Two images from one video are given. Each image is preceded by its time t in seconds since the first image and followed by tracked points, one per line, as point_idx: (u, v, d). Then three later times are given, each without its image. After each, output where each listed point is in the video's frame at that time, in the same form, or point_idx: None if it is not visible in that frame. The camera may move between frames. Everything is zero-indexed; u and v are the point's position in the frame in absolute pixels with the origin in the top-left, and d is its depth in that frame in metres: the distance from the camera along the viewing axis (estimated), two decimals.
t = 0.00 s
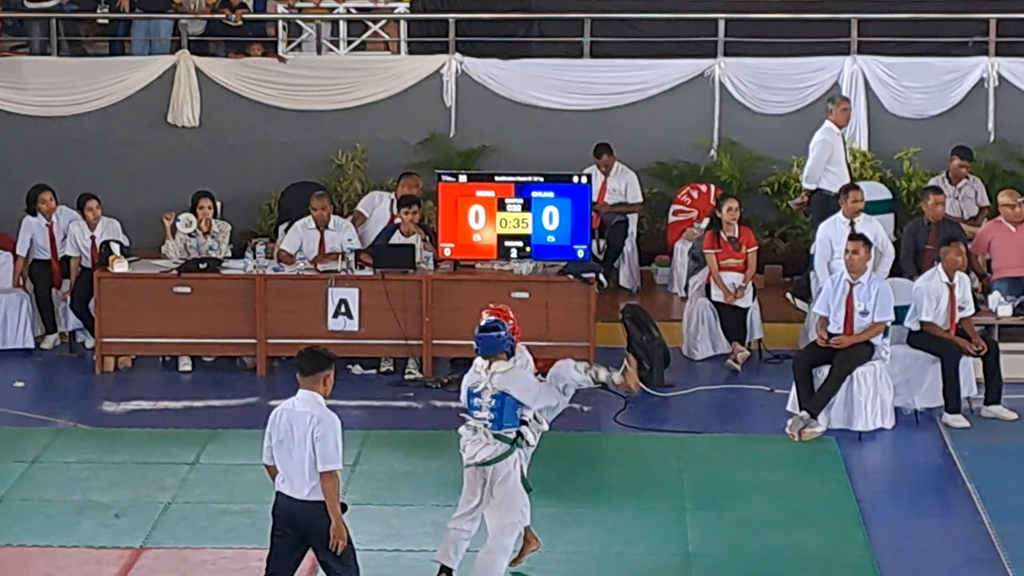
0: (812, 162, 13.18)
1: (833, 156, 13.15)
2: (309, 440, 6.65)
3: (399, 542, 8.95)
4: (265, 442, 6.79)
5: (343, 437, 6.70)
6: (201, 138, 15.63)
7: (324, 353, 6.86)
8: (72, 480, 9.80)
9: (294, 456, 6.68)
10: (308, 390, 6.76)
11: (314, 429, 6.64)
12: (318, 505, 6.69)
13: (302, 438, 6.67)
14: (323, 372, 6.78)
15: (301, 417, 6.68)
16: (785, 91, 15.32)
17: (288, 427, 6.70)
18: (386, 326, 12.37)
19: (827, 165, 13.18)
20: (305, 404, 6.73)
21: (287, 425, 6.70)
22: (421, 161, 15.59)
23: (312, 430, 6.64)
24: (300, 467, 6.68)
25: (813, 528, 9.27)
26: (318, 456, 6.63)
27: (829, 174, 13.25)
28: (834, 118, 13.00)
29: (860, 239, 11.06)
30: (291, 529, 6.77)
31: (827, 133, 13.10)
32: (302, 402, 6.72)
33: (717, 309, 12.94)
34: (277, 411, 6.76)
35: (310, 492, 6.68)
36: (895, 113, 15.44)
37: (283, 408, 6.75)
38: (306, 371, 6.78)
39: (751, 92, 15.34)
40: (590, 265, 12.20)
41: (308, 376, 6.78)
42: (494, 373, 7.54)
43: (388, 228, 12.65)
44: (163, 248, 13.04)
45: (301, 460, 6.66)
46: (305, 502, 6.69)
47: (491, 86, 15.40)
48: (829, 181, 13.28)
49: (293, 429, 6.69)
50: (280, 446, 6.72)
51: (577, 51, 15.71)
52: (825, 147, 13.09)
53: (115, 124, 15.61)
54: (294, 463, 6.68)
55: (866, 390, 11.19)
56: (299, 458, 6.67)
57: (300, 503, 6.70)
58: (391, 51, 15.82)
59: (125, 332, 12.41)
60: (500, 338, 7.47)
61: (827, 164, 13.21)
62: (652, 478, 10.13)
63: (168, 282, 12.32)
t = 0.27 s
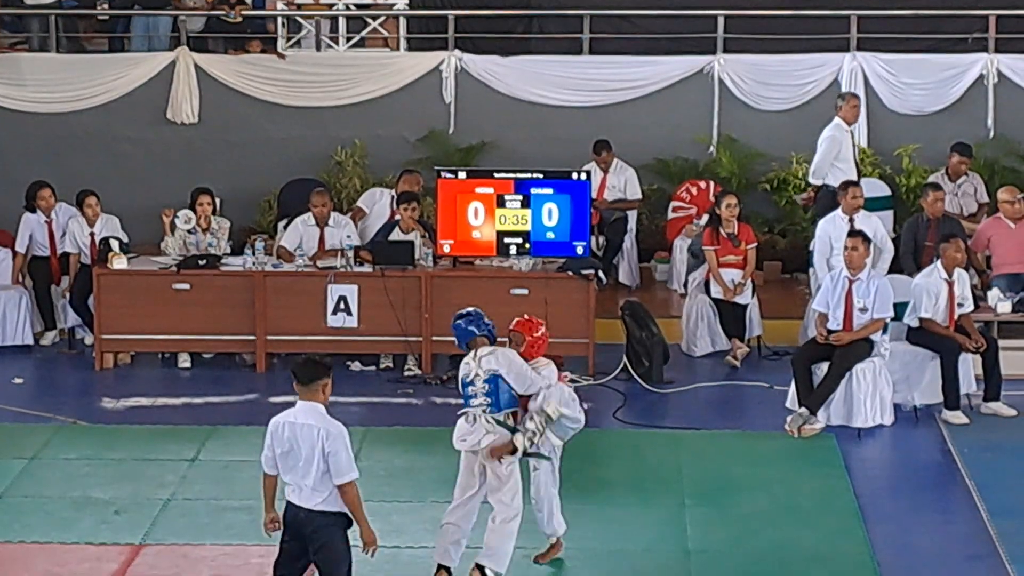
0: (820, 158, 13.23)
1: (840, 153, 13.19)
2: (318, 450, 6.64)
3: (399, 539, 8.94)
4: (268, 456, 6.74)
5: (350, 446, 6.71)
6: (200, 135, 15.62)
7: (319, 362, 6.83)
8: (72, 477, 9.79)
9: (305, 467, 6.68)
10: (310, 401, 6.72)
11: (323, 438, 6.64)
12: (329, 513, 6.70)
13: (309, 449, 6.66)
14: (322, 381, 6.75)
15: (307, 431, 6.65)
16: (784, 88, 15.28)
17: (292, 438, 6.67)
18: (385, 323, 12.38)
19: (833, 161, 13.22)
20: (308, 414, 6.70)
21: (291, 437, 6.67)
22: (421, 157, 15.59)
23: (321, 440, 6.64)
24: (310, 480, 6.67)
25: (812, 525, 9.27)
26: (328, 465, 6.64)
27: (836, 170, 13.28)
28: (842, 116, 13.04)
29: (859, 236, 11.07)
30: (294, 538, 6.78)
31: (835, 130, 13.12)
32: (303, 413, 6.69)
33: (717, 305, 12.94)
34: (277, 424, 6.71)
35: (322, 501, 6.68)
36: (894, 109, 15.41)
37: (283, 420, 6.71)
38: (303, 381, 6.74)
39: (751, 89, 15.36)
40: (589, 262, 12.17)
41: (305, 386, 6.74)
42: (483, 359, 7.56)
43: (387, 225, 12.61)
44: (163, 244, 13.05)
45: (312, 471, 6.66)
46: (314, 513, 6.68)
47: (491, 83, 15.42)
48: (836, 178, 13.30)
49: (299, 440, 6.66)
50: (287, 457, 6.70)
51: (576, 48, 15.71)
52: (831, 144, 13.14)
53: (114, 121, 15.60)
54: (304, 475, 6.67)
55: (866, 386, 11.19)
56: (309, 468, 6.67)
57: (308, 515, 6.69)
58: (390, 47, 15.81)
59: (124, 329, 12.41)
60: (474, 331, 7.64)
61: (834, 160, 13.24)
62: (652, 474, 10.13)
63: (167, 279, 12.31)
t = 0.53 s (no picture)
0: (831, 144, 13.04)
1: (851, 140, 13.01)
2: (347, 437, 6.72)
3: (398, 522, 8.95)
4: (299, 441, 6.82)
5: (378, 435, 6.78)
6: (200, 119, 15.61)
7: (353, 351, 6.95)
8: (72, 461, 9.80)
9: (331, 454, 6.74)
10: (341, 389, 6.82)
11: (352, 425, 6.71)
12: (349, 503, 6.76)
13: (337, 436, 6.73)
14: (354, 370, 6.88)
15: (337, 418, 6.74)
16: (784, 72, 15.11)
17: (322, 425, 6.75)
18: (386, 307, 12.38)
19: (845, 147, 13.05)
20: (339, 401, 6.79)
21: (321, 424, 6.76)
22: (422, 141, 15.59)
23: (350, 427, 6.72)
24: (336, 467, 6.74)
25: (812, 509, 9.28)
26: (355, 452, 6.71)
27: (847, 157, 13.11)
28: (855, 102, 12.88)
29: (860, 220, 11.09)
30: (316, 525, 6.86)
31: (847, 116, 12.92)
32: (335, 400, 6.79)
33: (717, 289, 12.93)
34: (310, 410, 6.80)
35: (345, 490, 6.74)
36: (895, 93, 15.32)
37: (316, 406, 6.80)
38: (334, 368, 6.85)
39: (751, 72, 15.22)
40: (590, 246, 12.14)
41: (338, 374, 6.86)
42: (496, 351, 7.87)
43: (388, 209, 12.60)
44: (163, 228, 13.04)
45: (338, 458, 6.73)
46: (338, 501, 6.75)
47: (490, 66, 15.30)
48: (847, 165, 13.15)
49: (328, 426, 6.74)
50: (315, 444, 6.77)
51: (577, 31, 15.68)
52: (843, 129, 12.96)
53: (114, 105, 15.58)
54: (330, 461, 6.75)
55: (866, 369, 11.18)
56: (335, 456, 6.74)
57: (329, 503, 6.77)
58: (390, 31, 15.78)
59: (124, 313, 12.41)
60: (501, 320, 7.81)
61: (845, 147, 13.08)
62: (651, 458, 10.14)
63: (167, 262, 12.32)
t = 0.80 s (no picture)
0: (847, 115, 13.01)
1: (866, 109, 13.00)
2: (374, 402, 6.74)
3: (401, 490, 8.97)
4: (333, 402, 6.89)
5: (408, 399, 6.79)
6: (201, 86, 15.59)
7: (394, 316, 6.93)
8: (73, 428, 9.83)
9: (359, 417, 6.79)
10: (376, 351, 6.84)
11: (381, 392, 6.73)
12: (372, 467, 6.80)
13: (366, 399, 6.76)
14: (392, 334, 6.86)
15: (368, 379, 6.77)
16: (786, 40, 14.91)
17: (353, 388, 6.79)
18: (387, 274, 12.38)
19: (860, 116, 13.01)
20: (373, 363, 6.81)
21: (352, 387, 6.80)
22: (423, 109, 15.59)
23: (379, 393, 6.73)
24: (362, 427, 6.78)
25: (811, 476, 9.31)
26: (381, 417, 6.74)
27: (862, 127, 13.07)
28: (869, 71, 12.91)
29: (861, 188, 11.05)
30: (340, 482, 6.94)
31: (863, 86, 12.90)
32: (367, 365, 6.80)
33: (719, 258, 12.92)
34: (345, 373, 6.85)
35: (368, 452, 6.78)
36: (897, 61, 15.17)
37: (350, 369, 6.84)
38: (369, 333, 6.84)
39: (752, 39, 15.06)
40: (591, 214, 12.18)
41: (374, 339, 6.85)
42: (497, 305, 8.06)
43: (389, 178, 12.60)
44: (164, 196, 13.04)
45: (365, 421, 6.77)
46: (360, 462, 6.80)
47: (491, 33, 15.05)
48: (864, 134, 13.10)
49: (359, 390, 6.78)
50: (346, 405, 6.83)
51: None
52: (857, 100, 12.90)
53: (115, 72, 15.55)
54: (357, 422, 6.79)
55: (867, 337, 11.20)
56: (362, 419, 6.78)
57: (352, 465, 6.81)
58: None
59: (125, 281, 12.42)
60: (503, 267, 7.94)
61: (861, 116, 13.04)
62: (651, 426, 10.17)
63: (168, 230, 12.32)
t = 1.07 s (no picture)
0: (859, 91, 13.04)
1: (879, 86, 13.02)
2: (412, 360, 6.85)
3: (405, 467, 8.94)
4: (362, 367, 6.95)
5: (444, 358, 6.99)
6: (204, 63, 15.58)
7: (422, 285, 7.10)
8: (77, 405, 9.85)
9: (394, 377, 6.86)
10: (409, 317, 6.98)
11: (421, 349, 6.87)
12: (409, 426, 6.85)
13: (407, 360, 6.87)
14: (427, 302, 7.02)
15: (408, 341, 6.90)
16: (789, 16, 15.23)
17: (389, 349, 6.90)
18: (390, 251, 12.37)
19: (873, 94, 13.05)
20: (409, 329, 6.95)
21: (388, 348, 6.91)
22: (426, 86, 15.58)
23: (419, 351, 6.87)
24: (407, 389, 6.86)
25: (814, 454, 9.32)
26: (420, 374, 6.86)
27: (874, 105, 13.11)
28: (885, 48, 12.98)
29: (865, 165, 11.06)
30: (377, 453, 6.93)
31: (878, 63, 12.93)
32: (403, 329, 6.95)
33: (723, 235, 12.92)
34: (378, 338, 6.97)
35: (413, 412, 6.86)
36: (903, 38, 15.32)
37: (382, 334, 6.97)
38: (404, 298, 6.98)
39: (756, 16, 15.29)
40: (595, 191, 12.17)
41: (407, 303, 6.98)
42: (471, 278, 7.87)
43: (392, 155, 12.57)
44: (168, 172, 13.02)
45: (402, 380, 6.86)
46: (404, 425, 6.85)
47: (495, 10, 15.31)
48: (876, 112, 13.13)
49: (395, 351, 6.89)
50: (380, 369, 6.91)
51: None
52: (871, 77, 12.93)
53: (118, 49, 15.53)
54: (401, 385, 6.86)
55: (871, 314, 11.19)
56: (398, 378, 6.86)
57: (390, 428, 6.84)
58: None
59: (129, 258, 12.44)
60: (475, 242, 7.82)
61: (873, 94, 13.07)
62: (654, 403, 10.17)
63: (172, 207, 12.32)
